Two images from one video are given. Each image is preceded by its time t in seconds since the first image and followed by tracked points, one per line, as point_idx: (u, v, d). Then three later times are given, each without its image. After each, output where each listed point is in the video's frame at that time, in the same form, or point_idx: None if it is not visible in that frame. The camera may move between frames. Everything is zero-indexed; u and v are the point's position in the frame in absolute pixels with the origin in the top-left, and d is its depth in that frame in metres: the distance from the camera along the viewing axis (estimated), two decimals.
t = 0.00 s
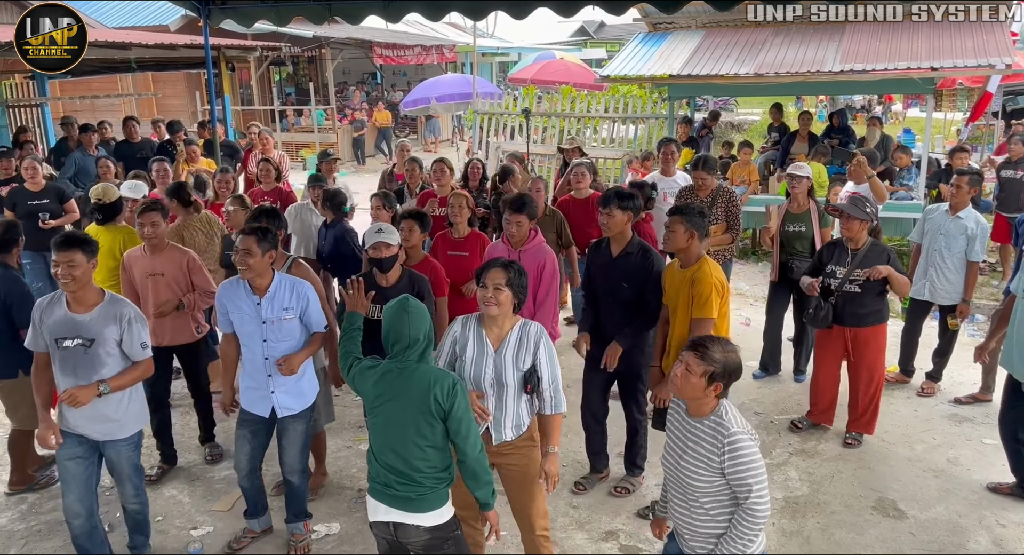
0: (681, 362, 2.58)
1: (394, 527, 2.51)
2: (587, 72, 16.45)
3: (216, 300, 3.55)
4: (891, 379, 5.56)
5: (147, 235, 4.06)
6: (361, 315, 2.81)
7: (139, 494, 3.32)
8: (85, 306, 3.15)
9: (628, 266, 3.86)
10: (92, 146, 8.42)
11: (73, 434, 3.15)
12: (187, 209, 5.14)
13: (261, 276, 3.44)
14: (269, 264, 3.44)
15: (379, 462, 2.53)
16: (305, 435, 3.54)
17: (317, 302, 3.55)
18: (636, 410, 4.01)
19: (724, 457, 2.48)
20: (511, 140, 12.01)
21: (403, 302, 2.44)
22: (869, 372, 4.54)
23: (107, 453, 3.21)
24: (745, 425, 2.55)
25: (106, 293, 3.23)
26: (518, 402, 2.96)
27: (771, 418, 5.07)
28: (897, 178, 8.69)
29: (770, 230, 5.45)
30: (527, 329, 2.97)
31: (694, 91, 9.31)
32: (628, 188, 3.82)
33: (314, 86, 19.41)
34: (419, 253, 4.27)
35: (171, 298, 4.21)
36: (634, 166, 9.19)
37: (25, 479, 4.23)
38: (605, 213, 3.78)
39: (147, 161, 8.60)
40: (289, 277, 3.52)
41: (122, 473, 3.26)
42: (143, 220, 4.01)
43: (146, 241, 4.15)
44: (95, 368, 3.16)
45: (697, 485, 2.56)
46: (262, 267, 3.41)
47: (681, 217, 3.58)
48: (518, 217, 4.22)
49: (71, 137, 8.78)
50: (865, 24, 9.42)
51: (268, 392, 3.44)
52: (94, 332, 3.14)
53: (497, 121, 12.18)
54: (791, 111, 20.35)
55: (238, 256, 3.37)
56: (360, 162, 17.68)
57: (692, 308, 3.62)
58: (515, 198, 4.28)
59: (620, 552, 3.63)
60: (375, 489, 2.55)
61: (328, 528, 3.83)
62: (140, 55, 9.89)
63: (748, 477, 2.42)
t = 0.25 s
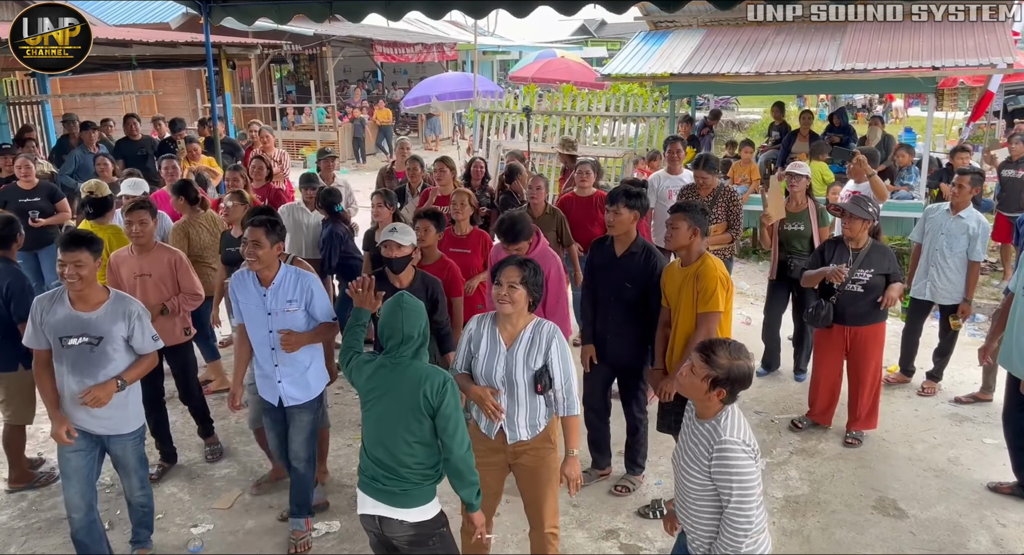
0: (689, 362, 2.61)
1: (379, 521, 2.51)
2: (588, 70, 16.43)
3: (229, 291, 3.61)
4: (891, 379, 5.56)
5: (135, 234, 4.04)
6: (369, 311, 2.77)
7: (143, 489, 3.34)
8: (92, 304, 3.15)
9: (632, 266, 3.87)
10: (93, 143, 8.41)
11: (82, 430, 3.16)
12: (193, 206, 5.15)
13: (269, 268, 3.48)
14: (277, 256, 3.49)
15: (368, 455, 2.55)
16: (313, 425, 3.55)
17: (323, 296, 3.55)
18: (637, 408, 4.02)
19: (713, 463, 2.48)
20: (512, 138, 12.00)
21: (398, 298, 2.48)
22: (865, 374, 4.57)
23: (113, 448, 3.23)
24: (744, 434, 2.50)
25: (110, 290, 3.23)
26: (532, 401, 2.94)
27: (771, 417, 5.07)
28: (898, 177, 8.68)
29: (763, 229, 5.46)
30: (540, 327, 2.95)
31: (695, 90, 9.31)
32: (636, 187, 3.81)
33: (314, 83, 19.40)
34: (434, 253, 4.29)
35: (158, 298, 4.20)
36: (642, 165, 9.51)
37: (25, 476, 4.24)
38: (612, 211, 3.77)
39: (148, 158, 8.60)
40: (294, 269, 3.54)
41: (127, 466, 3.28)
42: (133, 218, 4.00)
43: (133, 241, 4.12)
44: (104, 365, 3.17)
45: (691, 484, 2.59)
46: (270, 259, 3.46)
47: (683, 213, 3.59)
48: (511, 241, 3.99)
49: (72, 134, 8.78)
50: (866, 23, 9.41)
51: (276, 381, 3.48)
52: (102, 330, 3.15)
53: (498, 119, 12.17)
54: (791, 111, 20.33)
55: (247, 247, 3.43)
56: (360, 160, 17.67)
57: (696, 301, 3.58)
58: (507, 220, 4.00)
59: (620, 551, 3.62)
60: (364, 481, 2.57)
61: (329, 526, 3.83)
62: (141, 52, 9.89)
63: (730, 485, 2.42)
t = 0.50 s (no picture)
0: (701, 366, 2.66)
1: (365, 511, 2.54)
2: (588, 69, 16.42)
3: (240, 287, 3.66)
4: (891, 378, 5.55)
5: (128, 231, 4.02)
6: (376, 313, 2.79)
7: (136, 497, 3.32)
8: (78, 314, 3.08)
9: (626, 261, 3.85)
10: (93, 141, 8.41)
11: (70, 443, 3.10)
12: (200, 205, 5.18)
13: (271, 267, 3.49)
14: (279, 254, 3.50)
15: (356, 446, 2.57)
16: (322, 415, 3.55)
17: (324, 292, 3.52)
18: (634, 407, 4.04)
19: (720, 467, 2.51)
20: (513, 137, 11.99)
21: (386, 288, 2.47)
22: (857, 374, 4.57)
23: (99, 460, 3.18)
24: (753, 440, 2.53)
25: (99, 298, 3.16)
26: (537, 401, 2.94)
27: (771, 417, 5.07)
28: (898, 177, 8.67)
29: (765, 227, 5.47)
30: (547, 327, 2.94)
31: (696, 89, 9.30)
32: (631, 184, 3.77)
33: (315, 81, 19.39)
34: (451, 252, 4.44)
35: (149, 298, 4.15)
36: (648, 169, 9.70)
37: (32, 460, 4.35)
38: (607, 208, 3.75)
39: (148, 156, 8.60)
40: (296, 266, 3.53)
41: (115, 478, 3.24)
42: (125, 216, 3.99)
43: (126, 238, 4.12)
44: (90, 377, 3.09)
45: (698, 488, 2.63)
46: (272, 258, 3.46)
47: (693, 213, 3.51)
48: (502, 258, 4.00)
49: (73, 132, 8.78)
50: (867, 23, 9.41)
51: (285, 375, 3.50)
52: (88, 341, 3.07)
53: (498, 118, 12.16)
54: (792, 110, 20.30)
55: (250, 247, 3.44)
56: (361, 159, 17.67)
57: (710, 304, 3.56)
58: (502, 233, 4.01)
59: (620, 550, 3.62)
60: (353, 472, 2.59)
61: (328, 525, 3.83)
62: (141, 50, 9.88)
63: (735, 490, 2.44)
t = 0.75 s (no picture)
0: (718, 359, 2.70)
1: (367, 511, 2.55)
2: (589, 69, 16.43)
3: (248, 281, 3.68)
4: (891, 378, 5.55)
5: (127, 230, 4.01)
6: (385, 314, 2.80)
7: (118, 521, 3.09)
8: (64, 316, 2.96)
9: (614, 259, 3.87)
10: (94, 140, 8.42)
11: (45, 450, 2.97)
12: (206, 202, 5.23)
13: (279, 261, 3.50)
14: (288, 251, 3.51)
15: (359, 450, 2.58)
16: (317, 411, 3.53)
17: (328, 288, 3.52)
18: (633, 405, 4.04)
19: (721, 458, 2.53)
20: (513, 136, 11.99)
21: (385, 290, 2.46)
22: (849, 371, 4.57)
23: (73, 473, 3.00)
24: (761, 435, 2.51)
25: (88, 302, 3.04)
26: (540, 401, 2.94)
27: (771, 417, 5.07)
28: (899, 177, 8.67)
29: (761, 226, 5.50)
30: (552, 328, 2.94)
31: (696, 89, 9.30)
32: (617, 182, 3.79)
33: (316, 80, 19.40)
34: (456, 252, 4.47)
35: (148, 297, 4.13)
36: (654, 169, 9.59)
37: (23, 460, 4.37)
38: (594, 207, 3.76)
39: (149, 155, 8.60)
40: (303, 263, 3.54)
41: (93, 499, 3.04)
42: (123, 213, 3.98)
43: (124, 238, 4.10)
44: (70, 382, 2.96)
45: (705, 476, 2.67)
46: (280, 254, 3.47)
47: (710, 214, 3.49)
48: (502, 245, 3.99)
49: (73, 130, 8.78)
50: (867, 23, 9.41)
51: (287, 371, 3.51)
52: (70, 345, 2.95)
53: (499, 117, 12.15)
54: (793, 110, 20.30)
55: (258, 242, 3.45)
56: (361, 158, 17.67)
57: (729, 310, 3.54)
58: (501, 219, 4.02)
59: (620, 550, 3.63)
60: (356, 474, 2.60)
61: (329, 523, 3.83)
62: (142, 48, 9.88)
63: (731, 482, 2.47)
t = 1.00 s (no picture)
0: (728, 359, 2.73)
1: (376, 514, 2.55)
2: (590, 69, 16.44)
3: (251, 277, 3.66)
4: (891, 379, 5.55)
5: (127, 231, 4.00)
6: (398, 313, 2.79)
7: (115, 528, 3.07)
8: (66, 317, 2.95)
9: (605, 258, 3.87)
10: (95, 139, 8.43)
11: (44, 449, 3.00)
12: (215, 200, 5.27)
13: (283, 260, 3.50)
14: (292, 248, 3.51)
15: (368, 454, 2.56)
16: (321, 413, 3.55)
17: (331, 288, 3.52)
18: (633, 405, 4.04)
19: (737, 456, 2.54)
20: (514, 136, 11.99)
21: (402, 296, 2.45)
22: (840, 369, 4.59)
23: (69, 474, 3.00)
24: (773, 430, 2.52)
25: (92, 304, 3.02)
26: (539, 403, 2.94)
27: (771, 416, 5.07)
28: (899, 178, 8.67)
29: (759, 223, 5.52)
30: (553, 329, 2.93)
31: (697, 89, 9.30)
32: (608, 181, 3.82)
33: (317, 80, 19.41)
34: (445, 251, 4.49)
35: (151, 300, 4.11)
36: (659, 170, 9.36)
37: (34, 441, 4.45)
38: (586, 205, 3.77)
39: (149, 154, 8.60)
40: (307, 261, 3.53)
41: (92, 500, 3.04)
42: (124, 215, 3.98)
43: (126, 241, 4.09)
44: (67, 385, 2.96)
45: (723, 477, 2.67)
46: (284, 251, 3.47)
47: (729, 217, 3.48)
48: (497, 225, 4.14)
49: (75, 129, 8.80)
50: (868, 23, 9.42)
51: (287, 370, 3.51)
52: (69, 347, 2.95)
53: (500, 117, 12.14)
54: (794, 111, 20.30)
55: (262, 239, 3.44)
56: (362, 157, 17.68)
57: (747, 316, 3.52)
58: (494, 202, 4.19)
59: (620, 550, 3.63)
60: (366, 478, 2.59)
61: (340, 520, 3.87)
62: (143, 48, 9.90)
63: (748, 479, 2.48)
